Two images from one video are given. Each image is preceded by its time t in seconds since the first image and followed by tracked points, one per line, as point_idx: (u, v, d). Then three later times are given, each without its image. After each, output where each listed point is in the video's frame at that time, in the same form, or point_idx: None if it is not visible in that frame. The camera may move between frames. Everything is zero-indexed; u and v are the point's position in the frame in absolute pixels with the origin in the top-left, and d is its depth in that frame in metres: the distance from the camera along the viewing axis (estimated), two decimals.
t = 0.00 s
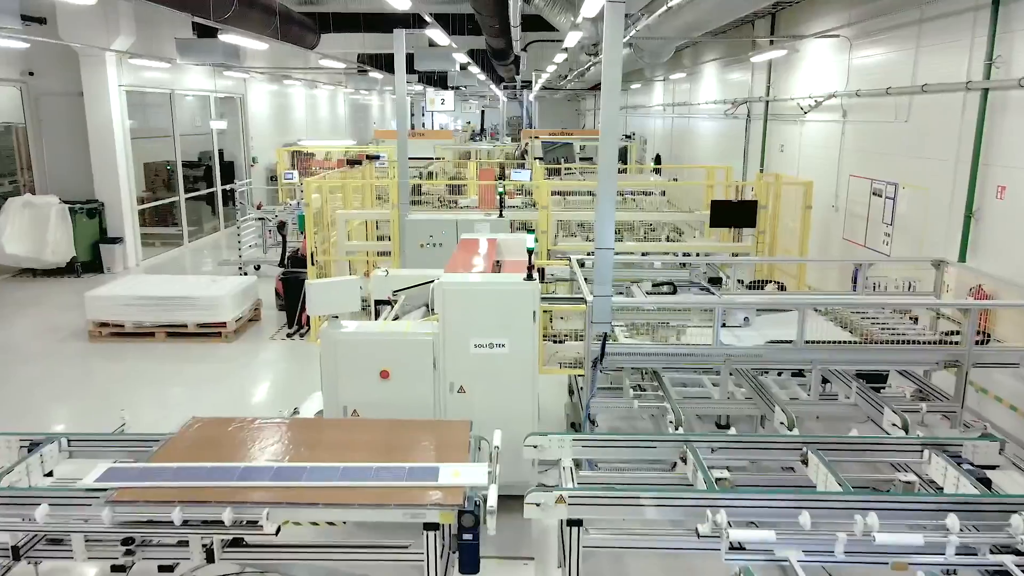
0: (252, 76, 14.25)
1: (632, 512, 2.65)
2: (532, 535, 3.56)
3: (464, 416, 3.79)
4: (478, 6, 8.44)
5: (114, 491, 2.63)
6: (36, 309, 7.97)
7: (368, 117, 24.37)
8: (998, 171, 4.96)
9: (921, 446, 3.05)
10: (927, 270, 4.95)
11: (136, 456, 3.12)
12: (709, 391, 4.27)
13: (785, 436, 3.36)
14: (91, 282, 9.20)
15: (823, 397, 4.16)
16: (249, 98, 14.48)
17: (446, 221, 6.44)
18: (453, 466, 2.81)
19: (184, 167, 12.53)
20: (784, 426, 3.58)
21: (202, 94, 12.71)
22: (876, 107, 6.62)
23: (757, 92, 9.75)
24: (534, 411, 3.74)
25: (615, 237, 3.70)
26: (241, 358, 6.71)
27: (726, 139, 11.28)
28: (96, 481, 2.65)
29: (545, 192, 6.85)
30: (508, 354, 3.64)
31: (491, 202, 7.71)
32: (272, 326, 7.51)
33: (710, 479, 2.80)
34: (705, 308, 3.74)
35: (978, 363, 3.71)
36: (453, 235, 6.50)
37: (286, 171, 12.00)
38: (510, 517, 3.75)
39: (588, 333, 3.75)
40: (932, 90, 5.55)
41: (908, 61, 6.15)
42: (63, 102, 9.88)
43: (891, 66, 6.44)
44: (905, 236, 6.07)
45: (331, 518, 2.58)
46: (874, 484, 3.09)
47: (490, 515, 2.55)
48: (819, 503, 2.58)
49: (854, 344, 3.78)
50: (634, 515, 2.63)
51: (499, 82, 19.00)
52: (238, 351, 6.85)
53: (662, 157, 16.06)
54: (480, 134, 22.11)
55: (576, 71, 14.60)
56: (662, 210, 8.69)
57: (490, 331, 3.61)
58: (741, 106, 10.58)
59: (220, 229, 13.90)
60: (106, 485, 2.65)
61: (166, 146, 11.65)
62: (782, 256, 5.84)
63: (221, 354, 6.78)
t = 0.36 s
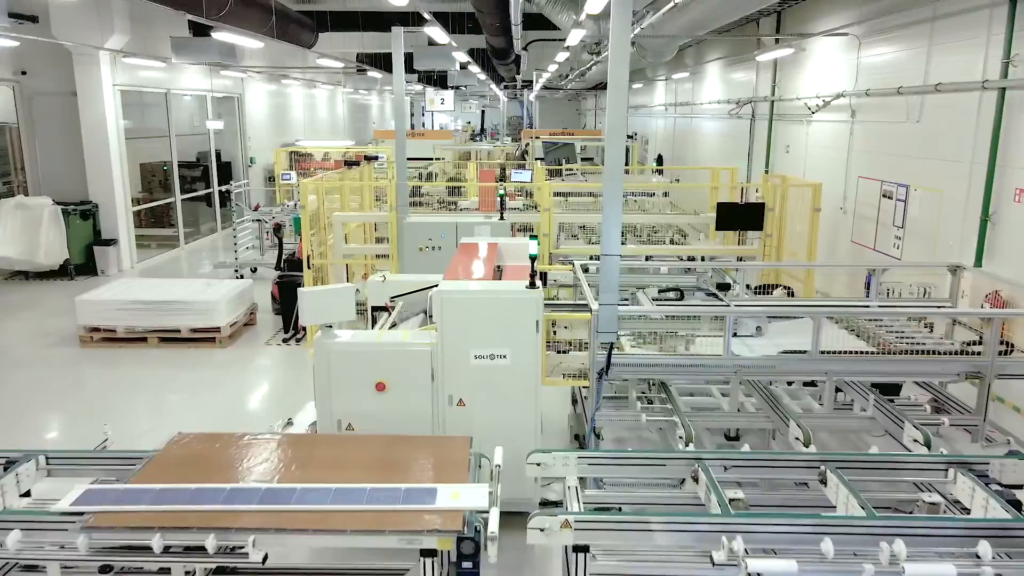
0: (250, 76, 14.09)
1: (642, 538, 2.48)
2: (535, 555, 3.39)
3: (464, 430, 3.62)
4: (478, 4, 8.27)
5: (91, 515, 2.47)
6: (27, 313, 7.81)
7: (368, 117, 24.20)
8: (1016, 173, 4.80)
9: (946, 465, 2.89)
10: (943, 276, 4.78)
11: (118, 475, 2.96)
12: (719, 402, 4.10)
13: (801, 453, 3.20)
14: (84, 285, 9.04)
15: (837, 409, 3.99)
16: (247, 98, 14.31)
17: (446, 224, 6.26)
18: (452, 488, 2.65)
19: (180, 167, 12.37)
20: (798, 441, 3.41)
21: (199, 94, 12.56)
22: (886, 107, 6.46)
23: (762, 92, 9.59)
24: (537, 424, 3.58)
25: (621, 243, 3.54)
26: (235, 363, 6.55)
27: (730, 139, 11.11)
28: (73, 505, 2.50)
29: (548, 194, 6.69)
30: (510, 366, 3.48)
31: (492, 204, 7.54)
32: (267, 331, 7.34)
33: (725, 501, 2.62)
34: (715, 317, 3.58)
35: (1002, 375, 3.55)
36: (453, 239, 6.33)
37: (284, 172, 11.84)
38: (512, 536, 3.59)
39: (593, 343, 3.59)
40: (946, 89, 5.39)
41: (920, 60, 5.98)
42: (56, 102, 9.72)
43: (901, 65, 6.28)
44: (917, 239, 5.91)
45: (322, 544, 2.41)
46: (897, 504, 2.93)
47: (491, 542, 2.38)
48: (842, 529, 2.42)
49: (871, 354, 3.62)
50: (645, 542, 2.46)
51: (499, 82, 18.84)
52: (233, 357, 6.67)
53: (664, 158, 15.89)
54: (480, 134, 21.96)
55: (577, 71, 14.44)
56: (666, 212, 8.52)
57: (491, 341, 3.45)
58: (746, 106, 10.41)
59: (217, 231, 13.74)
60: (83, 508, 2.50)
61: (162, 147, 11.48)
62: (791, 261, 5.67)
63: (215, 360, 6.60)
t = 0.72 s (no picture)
0: (247, 75, 13.91)
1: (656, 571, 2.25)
2: None
3: (464, 447, 3.44)
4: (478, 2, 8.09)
5: (60, 547, 2.30)
6: (16, 318, 7.62)
7: (367, 117, 24.02)
8: None
9: (977, 488, 2.70)
10: (962, 282, 4.60)
11: (96, 499, 2.79)
12: (731, 417, 3.92)
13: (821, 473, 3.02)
14: (76, 288, 8.86)
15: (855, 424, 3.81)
16: (244, 98, 14.14)
17: (444, 228, 6.06)
18: (449, 515, 2.46)
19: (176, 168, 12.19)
20: (817, 461, 3.22)
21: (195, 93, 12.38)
22: (899, 107, 6.28)
23: (767, 91, 9.42)
24: (540, 441, 3.40)
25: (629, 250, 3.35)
26: (229, 370, 6.36)
27: (734, 140, 10.92)
28: (41, 536, 2.32)
29: (549, 197, 6.50)
30: (512, 379, 3.31)
31: (492, 206, 7.36)
32: (262, 337, 7.16)
33: (743, 531, 2.42)
34: (728, 328, 3.40)
35: None
36: (452, 242, 6.13)
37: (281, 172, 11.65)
38: (515, 559, 3.40)
39: (599, 356, 3.41)
40: (962, 88, 5.20)
41: (935, 58, 5.80)
42: (48, 102, 9.55)
43: (914, 64, 6.09)
44: (931, 243, 5.73)
45: None
46: (925, 531, 2.73)
47: None
48: (872, 562, 2.22)
49: (893, 368, 3.43)
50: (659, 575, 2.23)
51: (499, 82, 18.67)
52: (226, 365, 6.48)
53: (666, 158, 15.71)
54: (480, 134, 21.79)
55: (579, 70, 14.26)
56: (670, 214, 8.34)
57: (492, 353, 3.27)
58: (751, 106, 10.23)
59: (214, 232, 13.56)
60: (52, 539, 2.32)
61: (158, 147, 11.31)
62: (801, 266, 5.49)
63: (208, 367, 6.42)
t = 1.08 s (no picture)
0: (244, 75, 13.71)
1: None
2: None
3: (462, 470, 3.24)
4: None
5: None
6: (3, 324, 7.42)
7: (366, 117, 23.82)
8: None
9: (1017, 518, 2.50)
10: (984, 290, 4.40)
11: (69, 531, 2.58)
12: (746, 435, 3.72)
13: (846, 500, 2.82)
14: (67, 292, 8.66)
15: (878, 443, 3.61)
16: (241, 97, 13.94)
17: (443, 231, 5.86)
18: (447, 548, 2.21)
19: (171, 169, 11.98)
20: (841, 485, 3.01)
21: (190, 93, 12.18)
22: (913, 107, 6.07)
23: (774, 91, 9.22)
24: (544, 462, 3.20)
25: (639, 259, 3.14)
26: (221, 379, 6.15)
27: (739, 141, 10.73)
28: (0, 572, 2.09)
29: (552, 199, 6.29)
30: (514, 398, 3.11)
31: (493, 209, 7.16)
32: (256, 343, 6.96)
33: (765, 565, 2.22)
34: (744, 342, 3.19)
35: None
36: (451, 247, 5.92)
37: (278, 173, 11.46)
38: None
39: (607, 371, 3.21)
40: (982, 87, 5.00)
41: (951, 56, 5.60)
42: (39, 101, 9.35)
43: (929, 62, 5.89)
44: (948, 248, 5.53)
45: None
46: (960, 564, 2.53)
47: None
48: None
49: (918, 384, 3.23)
50: None
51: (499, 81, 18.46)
52: (218, 373, 6.27)
53: (669, 159, 15.51)
54: (480, 134, 21.60)
55: (580, 70, 14.06)
56: (675, 217, 8.13)
57: (493, 370, 3.07)
58: (756, 106, 10.03)
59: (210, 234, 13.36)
60: None
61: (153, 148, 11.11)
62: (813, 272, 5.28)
63: (199, 376, 6.21)
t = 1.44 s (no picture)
0: (240, 74, 13.50)
1: None
2: None
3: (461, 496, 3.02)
4: None
5: None
6: None
7: (365, 117, 23.61)
8: None
9: None
10: (1010, 300, 4.19)
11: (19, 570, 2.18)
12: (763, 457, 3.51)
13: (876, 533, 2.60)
14: (57, 297, 8.45)
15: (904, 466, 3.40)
16: (237, 97, 13.72)
17: (442, 236, 5.64)
18: None
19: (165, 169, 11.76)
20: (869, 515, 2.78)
21: (185, 93, 11.96)
22: (929, 106, 5.85)
23: (781, 90, 9.01)
24: (548, 488, 2.98)
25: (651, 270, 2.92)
26: (211, 389, 5.92)
27: (744, 141, 10.52)
28: None
29: (555, 202, 6.07)
30: (516, 419, 2.89)
31: (493, 212, 6.93)
32: (249, 351, 6.74)
33: None
34: (763, 359, 2.98)
35: None
36: (449, 252, 5.69)
37: (274, 174, 11.28)
38: None
39: (616, 391, 2.99)
40: (1005, 86, 4.78)
41: (970, 54, 5.38)
42: (29, 101, 9.14)
43: (946, 60, 5.67)
44: (967, 253, 5.32)
45: None
46: None
47: None
48: None
49: (950, 404, 3.01)
50: None
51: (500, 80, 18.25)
52: (209, 383, 6.05)
53: (671, 159, 15.30)
54: (480, 134, 21.40)
55: (582, 69, 13.85)
56: (680, 220, 7.92)
57: (494, 390, 2.86)
58: (762, 106, 9.82)
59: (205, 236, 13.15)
60: None
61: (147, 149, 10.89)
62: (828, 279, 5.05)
63: (189, 386, 5.98)
